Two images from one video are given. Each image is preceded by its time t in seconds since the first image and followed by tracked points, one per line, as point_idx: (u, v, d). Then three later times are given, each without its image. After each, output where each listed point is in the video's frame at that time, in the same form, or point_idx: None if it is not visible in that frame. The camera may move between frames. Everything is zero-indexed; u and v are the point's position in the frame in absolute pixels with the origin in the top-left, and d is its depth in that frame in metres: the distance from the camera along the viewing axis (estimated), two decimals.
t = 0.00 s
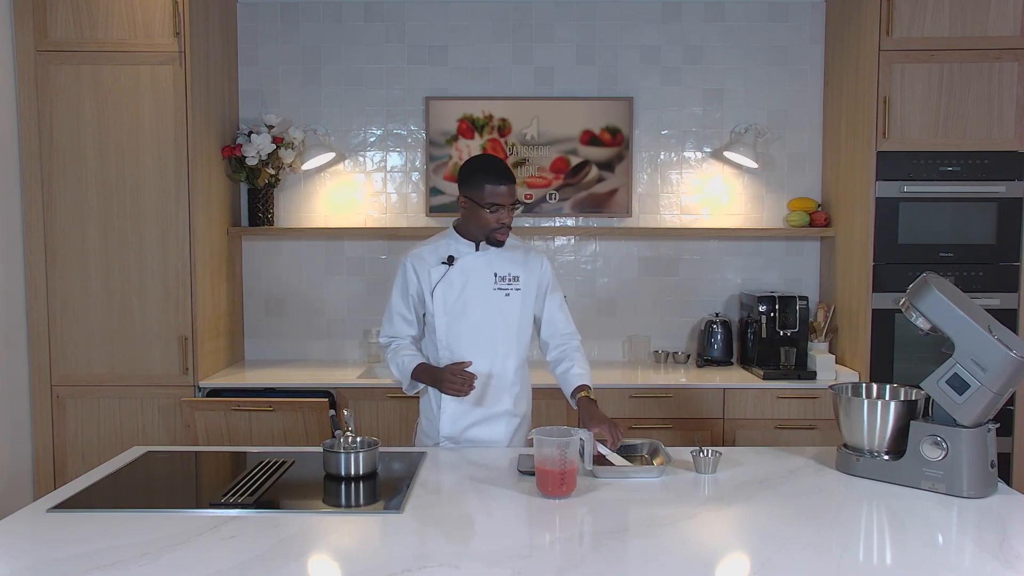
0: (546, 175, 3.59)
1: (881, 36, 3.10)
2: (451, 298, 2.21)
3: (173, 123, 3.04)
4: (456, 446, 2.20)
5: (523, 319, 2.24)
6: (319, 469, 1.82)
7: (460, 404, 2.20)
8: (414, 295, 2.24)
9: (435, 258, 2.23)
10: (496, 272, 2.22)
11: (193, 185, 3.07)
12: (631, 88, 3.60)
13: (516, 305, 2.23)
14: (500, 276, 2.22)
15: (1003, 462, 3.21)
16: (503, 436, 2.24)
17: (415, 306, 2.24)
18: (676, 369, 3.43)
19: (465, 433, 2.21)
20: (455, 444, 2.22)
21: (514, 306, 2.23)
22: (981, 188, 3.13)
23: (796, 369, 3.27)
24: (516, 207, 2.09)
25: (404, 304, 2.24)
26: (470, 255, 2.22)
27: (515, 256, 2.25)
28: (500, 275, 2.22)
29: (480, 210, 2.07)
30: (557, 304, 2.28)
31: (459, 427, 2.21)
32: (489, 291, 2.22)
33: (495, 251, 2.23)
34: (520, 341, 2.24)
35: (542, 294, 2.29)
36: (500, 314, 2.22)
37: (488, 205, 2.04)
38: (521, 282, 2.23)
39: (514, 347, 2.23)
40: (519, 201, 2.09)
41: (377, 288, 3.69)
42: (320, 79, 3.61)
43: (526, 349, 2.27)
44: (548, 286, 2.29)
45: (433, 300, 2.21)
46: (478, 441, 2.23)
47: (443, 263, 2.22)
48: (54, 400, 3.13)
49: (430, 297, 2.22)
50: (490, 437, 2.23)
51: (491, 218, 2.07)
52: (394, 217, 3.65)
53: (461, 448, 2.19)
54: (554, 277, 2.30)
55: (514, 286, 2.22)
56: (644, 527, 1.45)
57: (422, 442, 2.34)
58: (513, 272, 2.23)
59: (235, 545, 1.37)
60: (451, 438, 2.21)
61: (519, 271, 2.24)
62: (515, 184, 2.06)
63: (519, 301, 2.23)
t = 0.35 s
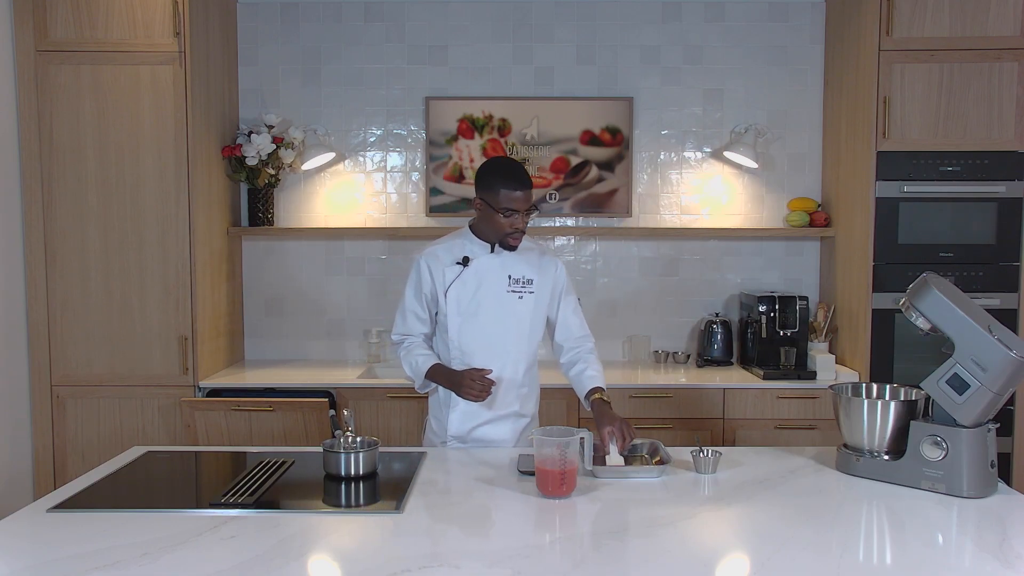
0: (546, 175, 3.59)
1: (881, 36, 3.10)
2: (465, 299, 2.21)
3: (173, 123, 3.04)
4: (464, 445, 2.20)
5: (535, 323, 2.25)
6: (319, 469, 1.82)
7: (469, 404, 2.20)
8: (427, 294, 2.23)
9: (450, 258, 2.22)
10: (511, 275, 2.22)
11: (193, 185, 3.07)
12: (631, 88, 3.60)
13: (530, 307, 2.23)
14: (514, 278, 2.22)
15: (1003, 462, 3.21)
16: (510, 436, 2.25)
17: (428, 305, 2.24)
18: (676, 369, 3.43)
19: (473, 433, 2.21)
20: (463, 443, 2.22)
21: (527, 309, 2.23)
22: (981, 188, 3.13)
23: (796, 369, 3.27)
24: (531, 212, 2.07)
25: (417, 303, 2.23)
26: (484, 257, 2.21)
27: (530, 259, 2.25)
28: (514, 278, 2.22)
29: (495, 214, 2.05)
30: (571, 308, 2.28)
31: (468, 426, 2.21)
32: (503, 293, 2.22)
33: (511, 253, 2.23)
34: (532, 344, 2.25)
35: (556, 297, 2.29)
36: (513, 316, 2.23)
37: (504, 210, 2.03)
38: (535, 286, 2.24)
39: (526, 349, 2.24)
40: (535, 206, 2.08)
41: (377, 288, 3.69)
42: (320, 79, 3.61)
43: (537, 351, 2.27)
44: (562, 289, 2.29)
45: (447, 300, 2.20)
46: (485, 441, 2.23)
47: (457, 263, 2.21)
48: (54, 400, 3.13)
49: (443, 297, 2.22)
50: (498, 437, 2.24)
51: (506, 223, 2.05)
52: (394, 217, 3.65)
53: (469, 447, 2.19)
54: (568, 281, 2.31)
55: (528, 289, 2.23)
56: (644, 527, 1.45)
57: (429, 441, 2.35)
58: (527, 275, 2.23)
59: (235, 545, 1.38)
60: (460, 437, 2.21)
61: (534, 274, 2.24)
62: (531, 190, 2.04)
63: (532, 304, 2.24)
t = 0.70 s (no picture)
0: (546, 175, 3.59)
1: (881, 36, 3.10)
2: (473, 299, 2.21)
3: (173, 123, 3.04)
4: (469, 445, 2.21)
5: (542, 323, 2.25)
6: (319, 469, 1.82)
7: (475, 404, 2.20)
8: (435, 293, 2.23)
9: (459, 257, 2.22)
10: (519, 275, 2.22)
11: (193, 185, 3.07)
12: (631, 88, 3.60)
13: (537, 308, 2.23)
14: (522, 279, 2.22)
15: (1003, 462, 3.21)
16: (515, 436, 2.25)
17: (436, 304, 2.24)
18: (676, 369, 3.43)
19: (478, 433, 2.22)
20: (468, 443, 2.23)
21: (535, 310, 2.23)
22: (981, 188, 3.13)
23: (796, 369, 3.27)
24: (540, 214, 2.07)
25: (425, 301, 2.24)
26: (493, 257, 2.21)
27: (539, 259, 2.25)
28: (522, 278, 2.22)
29: (505, 216, 2.05)
30: (577, 309, 2.29)
31: (473, 426, 2.22)
32: (511, 294, 2.22)
33: (520, 254, 2.23)
34: (538, 344, 2.25)
35: (563, 298, 2.29)
36: (520, 317, 2.22)
37: (514, 212, 2.03)
38: (543, 287, 2.23)
39: (532, 350, 2.24)
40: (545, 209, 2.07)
41: (377, 288, 3.69)
42: (320, 79, 3.61)
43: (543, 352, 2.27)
44: (569, 290, 2.29)
45: (455, 300, 2.20)
46: (490, 441, 2.24)
47: (466, 263, 2.21)
48: (54, 400, 3.13)
49: (451, 296, 2.22)
50: (503, 438, 2.24)
51: (516, 224, 2.05)
52: (394, 218, 3.65)
53: (474, 447, 2.20)
54: (575, 282, 2.31)
55: (536, 290, 2.23)
56: (644, 527, 1.45)
57: (435, 441, 2.35)
58: (535, 275, 2.23)
59: (235, 545, 1.37)
60: (465, 437, 2.22)
61: (542, 275, 2.24)
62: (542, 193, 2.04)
63: (540, 305, 2.23)
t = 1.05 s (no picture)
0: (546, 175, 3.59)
1: (881, 36, 3.10)
2: (479, 300, 2.21)
3: (173, 123, 3.04)
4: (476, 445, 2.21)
5: (547, 323, 2.26)
6: (319, 469, 1.82)
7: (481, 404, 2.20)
8: (442, 294, 2.20)
9: (465, 257, 2.20)
10: (524, 275, 2.22)
11: (193, 185, 3.07)
12: (631, 88, 3.60)
13: (542, 308, 2.24)
14: (528, 279, 2.22)
15: (1003, 462, 3.21)
16: (522, 436, 2.25)
17: (442, 305, 2.21)
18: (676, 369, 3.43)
19: (485, 433, 2.22)
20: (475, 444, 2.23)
21: (540, 310, 2.24)
22: (981, 188, 3.13)
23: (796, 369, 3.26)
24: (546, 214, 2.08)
25: (433, 302, 2.19)
26: (499, 257, 2.21)
27: (543, 259, 2.25)
28: (528, 278, 2.22)
29: (511, 215, 2.06)
30: (576, 308, 2.30)
31: (481, 426, 2.22)
32: (516, 294, 2.22)
33: (524, 254, 2.23)
34: (542, 344, 2.26)
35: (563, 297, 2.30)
36: (526, 316, 2.23)
37: (520, 212, 2.03)
38: (548, 287, 2.24)
39: (537, 349, 2.25)
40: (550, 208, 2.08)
41: (377, 288, 3.69)
42: (320, 79, 3.61)
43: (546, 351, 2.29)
44: (571, 289, 2.30)
45: (462, 300, 2.19)
46: (497, 441, 2.24)
47: (472, 263, 2.20)
48: (54, 400, 3.13)
49: (458, 297, 2.20)
50: (510, 437, 2.24)
51: (522, 224, 2.06)
52: (394, 218, 3.65)
53: (481, 447, 2.20)
54: (577, 281, 2.32)
55: (541, 290, 2.23)
56: (643, 528, 1.45)
57: (441, 442, 2.36)
58: (541, 276, 2.23)
59: (235, 545, 1.37)
60: (472, 438, 2.22)
61: (547, 275, 2.24)
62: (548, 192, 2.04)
63: (544, 305, 2.24)
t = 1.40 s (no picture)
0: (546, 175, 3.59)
1: (881, 37, 3.10)
2: (479, 298, 2.21)
3: (173, 123, 3.04)
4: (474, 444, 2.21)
5: (547, 322, 2.26)
6: (319, 469, 1.82)
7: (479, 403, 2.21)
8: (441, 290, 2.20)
9: (465, 255, 2.21)
10: (524, 274, 2.22)
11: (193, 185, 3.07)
12: (631, 88, 3.60)
13: (541, 307, 2.24)
14: (527, 277, 2.22)
15: (1003, 462, 3.21)
16: (521, 436, 2.25)
17: (442, 302, 2.21)
18: (676, 369, 3.43)
19: (483, 432, 2.22)
20: (473, 442, 2.23)
21: (539, 309, 2.24)
22: (981, 188, 3.13)
23: (796, 369, 3.26)
24: (539, 215, 2.06)
25: (433, 297, 2.19)
26: (499, 255, 2.21)
27: (543, 259, 2.25)
28: (527, 277, 2.22)
29: (503, 213, 2.05)
30: (577, 308, 2.29)
31: (479, 426, 2.22)
32: (516, 292, 2.22)
33: (524, 253, 2.23)
34: (541, 343, 2.26)
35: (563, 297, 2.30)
36: (524, 315, 2.23)
37: (511, 210, 2.02)
38: (548, 286, 2.24)
39: (536, 348, 2.25)
40: (545, 209, 2.06)
41: (377, 288, 3.69)
42: (320, 78, 3.61)
43: (546, 350, 2.28)
44: (571, 289, 2.30)
45: (461, 297, 2.20)
46: (495, 440, 2.24)
47: (472, 261, 2.20)
48: (54, 400, 3.13)
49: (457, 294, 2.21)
50: (508, 437, 2.24)
51: (513, 223, 2.05)
52: (394, 218, 3.65)
53: (479, 447, 2.20)
54: (577, 282, 2.32)
55: (541, 289, 2.23)
56: (643, 527, 1.45)
57: (439, 441, 2.36)
58: (540, 275, 2.23)
59: (235, 545, 1.37)
60: (470, 436, 2.22)
61: (546, 274, 2.24)
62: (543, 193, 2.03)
63: (544, 304, 2.24)
